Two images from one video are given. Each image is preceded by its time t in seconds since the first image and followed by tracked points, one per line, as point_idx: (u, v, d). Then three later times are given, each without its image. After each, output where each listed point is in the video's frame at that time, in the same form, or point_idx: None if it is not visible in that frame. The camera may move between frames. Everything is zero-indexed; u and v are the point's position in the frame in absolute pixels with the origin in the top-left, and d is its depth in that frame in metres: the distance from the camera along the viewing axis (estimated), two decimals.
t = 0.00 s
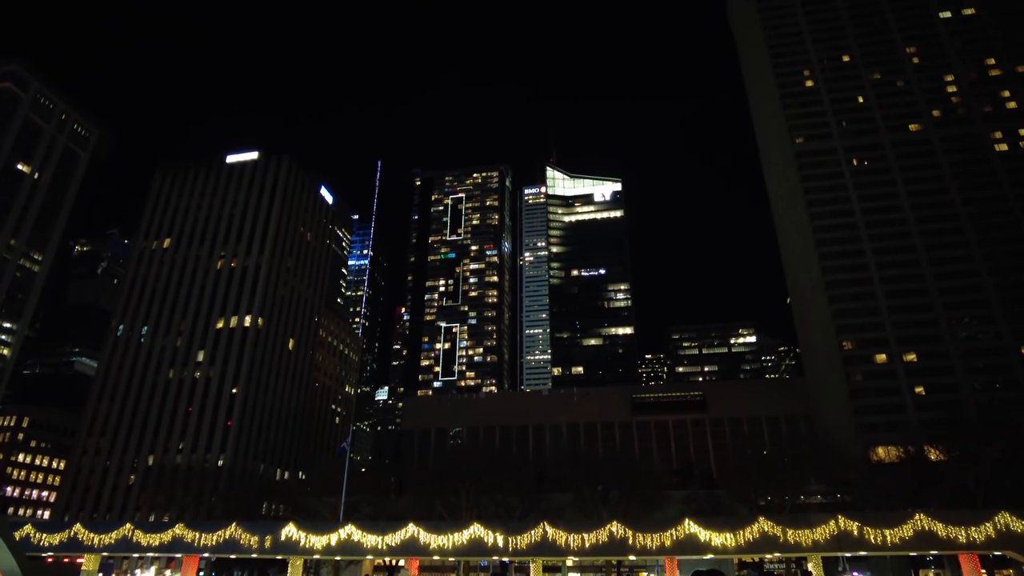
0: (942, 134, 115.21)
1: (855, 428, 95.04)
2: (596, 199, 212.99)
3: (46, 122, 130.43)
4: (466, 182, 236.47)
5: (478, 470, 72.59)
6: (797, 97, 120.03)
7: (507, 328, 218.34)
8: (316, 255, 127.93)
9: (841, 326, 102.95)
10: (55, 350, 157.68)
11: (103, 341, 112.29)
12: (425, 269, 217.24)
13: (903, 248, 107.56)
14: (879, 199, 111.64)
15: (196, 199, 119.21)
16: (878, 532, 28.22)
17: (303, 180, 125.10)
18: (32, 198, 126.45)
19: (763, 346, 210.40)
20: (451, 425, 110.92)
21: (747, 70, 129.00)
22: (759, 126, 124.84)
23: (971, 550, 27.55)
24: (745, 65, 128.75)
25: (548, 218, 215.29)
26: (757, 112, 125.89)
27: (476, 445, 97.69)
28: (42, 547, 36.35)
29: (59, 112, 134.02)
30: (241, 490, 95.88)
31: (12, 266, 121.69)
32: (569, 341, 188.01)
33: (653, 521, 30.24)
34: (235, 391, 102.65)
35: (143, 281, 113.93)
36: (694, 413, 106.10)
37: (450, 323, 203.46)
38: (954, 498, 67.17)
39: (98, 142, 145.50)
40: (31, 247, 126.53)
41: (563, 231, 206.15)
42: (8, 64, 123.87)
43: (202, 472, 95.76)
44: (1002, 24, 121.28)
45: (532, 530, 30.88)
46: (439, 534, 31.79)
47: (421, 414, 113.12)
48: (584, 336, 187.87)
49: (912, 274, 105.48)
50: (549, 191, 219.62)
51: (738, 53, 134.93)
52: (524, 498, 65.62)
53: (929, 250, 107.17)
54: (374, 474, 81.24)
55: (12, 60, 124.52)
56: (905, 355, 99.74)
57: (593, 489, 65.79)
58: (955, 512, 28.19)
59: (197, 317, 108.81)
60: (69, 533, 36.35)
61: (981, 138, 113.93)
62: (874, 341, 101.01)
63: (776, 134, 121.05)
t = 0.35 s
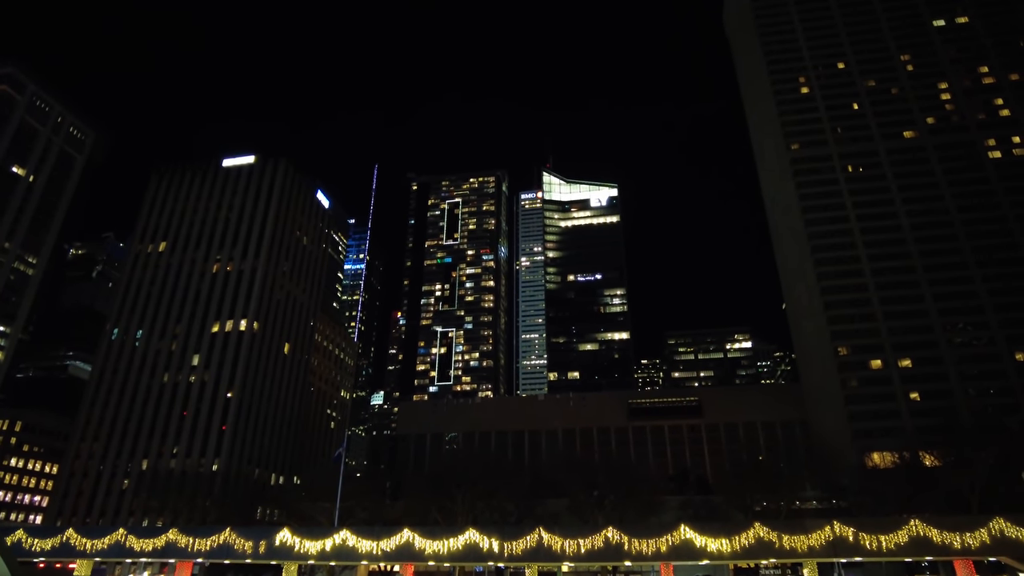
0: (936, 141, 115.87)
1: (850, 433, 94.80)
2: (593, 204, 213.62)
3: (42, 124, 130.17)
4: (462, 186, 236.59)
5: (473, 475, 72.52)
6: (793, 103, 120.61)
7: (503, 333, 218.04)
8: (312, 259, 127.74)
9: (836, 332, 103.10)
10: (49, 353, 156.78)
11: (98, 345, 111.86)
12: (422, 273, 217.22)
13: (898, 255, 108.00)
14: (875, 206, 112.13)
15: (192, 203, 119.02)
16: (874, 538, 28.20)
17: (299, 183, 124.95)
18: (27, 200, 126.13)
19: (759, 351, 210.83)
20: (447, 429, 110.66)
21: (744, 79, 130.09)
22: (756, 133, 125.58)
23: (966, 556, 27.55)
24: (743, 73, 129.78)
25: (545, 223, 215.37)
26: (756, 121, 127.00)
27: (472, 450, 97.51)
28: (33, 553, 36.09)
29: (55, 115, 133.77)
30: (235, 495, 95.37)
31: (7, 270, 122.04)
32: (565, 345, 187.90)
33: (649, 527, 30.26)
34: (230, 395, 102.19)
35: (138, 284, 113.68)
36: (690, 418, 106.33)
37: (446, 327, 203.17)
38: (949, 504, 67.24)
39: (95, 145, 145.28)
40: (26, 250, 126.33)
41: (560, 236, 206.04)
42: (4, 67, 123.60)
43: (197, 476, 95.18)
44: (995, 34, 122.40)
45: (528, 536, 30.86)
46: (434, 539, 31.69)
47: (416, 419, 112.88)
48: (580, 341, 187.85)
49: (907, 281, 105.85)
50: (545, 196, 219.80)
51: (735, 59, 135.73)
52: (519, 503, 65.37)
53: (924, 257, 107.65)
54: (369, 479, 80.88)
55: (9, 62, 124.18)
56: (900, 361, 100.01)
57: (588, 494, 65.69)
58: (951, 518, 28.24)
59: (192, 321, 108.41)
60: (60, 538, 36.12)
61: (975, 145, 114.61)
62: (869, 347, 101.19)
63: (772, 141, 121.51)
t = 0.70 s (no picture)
0: (933, 146, 116.30)
1: (847, 437, 94.78)
2: (590, 207, 213.60)
3: (39, 126, 129.98)
4: (461, 189, 236.69)
5: (470, 478, 72.49)
6: (790, 108, 120.91)
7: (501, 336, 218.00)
8: (309, 262, 127.56)
9: (833, 335, 103.11)
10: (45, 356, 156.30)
11: (94, 347, 111.56)
12: (420, 276, 217.11)
13: (895, 258, 108.25)
14: (872, 210, 112.41)
15: (190, 206, 118.90)
16: (871, 541, 28.20)
17: (297, 186, 124.86)
18: (24, 202, 125.82)
19: (756, 355, 211.05)
20: (444, 433, 110.50)
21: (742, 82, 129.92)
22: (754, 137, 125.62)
23: (964, 560, 27.55)
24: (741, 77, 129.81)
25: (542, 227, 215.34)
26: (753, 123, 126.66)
27: (470, 454, 97.40)
28: (28, 556, 35.86)
29: (53, 117, 133.59)
30: (232, 498, 95.09)
31: (4, 272, 121.79)
32: (562, 348, 187.98)
33: (646, 531, 30.22)
34: (227, 398, 101.97)
35: (135, 287, 113.48)
36: (688, 422, 106.14)
37: (443, 331, 203.05)
38: (945, 507, 67.35)
39: (92, 148, 145.09)
40: (23, 252, 126.09)
41: (558, 239, 206.01)
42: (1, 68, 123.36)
43: (193, 479, 94.84)
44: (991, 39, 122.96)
45: (525, 539, 30.73)
46: (431, 543, 31.66)
47: (414, 422, 112.68)
48: (578, 345, 187.91)
49: (904, 284, 106.02)
50: (543, 199, 219.42)
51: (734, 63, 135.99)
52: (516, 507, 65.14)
53: (921, 260, 107.91)
54: (366, 483, 80.69)
55: (7, 64, 123.99)
56: (897, 365, 100.06)
57: (585, 498, 65.55)
58: (949, 521, 28.20)
59: (189, 323, 108.20)
60: (56, 542, 35.98)
61: (971, 149, 115.12)
62: (867, 350, 101.27)
63: (770, 145, 121.78)
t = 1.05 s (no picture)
0: (932, 148, 116.42)
1: (847, 438, 94.81)
2: (590, 209, 213.64)
3: (39, 127, 130.03)
4: (460, 191, 236.82)
5: (469, 480, 72.52)
6: (790, 109, 121.11)
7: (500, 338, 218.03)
8: (308, 263, 127.44)
9: (832, 337, 103.14)
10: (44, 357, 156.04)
11: (93, 348, 111.46)
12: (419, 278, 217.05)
13: (895, 260, 108.33)
14: (871, 212, 112.58)
15: (188, 207, 118.87)
16: (871, 543, 28.24)
17: (296, 188, 124.88)
18: (23, 203, 125.85)
19: (755, 356, 211.09)
20: (443, 434, 110.39)
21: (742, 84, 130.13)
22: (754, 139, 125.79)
23: (963, 561, 27.56)
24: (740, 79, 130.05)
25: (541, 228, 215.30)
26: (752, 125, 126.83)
27: (468, 455, 97.26)
28: (26, 558, 35.75)
29: (52, 118, 133.64)
30: (231, 500, 94.95)
31: (3, 272, 121.90)
32: (562, 350, 187.80)
33: (646, 532, 30.19)
34: (226, 399, 101.91)
35: (134, 288, 113.41)
36: (687, 424, 105.94)
37: (443, 332, 203.08)
38: (945, 509, 67.39)
39: (91, 148, 145.17)
40: (22, 253, 126.20)
41: (557, 241, 205.83)
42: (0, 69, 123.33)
43: (192, 480, 94.73)
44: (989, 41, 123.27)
45: (524, 541, 30.71)
46: (430, 544, 31.57)
47: (413, 423, 112.61)
48: (577, 346, 187.98)
49: (903, 286, 106.13)
50: (543, 201, 218.63)
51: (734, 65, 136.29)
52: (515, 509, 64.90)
53: (920, 262, 107.98)
54: (365, 485, 80.49)
55: (6, 65, 123.97)
56: (897, 366, 100.09)
57: (585, 499, 65.50)
58: (948, 523, 28.22)
59: (188, 324, 108.15)
60: (55, 543, 35.95)
61: (970, 151, 115.27)
62: (866, 352, 101.29)
63: (769, 147, 121.97)
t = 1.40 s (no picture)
0: (932, 148, 116.40)
1: (847, 438, 94.82)
2: (590, 209, 213.68)
3: (39, 127, 130.06)
4: (460, 191, 236.87)
5: (469, 480, 72.56)
6: (790, 110, 121.13)
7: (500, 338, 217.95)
8: (308, 263, 127.45)
9: (832, 337, 103.16)
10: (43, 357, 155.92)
11: (93, 348, 111.47)
12: (419, 278, 217.00)
13: (895, 261, 108.32)
14: (871, 212, 112.62)
15: (188, 207, 118.89)
16: (871, 543, 28.24)
17: (296, 188, 124.90)
18: (23, 203, 125.83)
19: (755, 357, 210.96)
20: (443, 435, 110.30)
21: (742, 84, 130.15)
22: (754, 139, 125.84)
23: (963, 562, 27.56)
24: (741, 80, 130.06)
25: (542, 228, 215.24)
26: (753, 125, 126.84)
27: (468, 456, 97.18)
28: (26, 558, 35.76)
29: (52, 118, 133.75)
30: (231, 499, 94.97)
31: (3, 273, 121.91)
32: (562, 350, 187.72)
33: (646, 533, 30.15)
34: (226, 400, 101.89)
35: (134, 288, 113.44)
36: (686, 424, 105.84)
37: (443, 332, 203.02)
38: (945, 509, 67.39)
39: (91, 148, 145.19)
40: (22, 253, 126.17)
41: (557, 241, 205.91)
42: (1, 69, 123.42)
43: (192, 480, 94.68)
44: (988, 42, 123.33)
45: (524, 542, 30.68)
46: (430, 544, 31.54)
47: (413, 423, 112.57)
48: (577, 346, 187.96)
49: (903, 287, 106.17)
50: (543, 201, 218.78)
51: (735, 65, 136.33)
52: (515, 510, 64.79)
53: (920, 263, 107.97)
54: (365, 485, 80.47)
55: (6, 66, 124.06)
56: (897, 367, 100.14)
57: (585, 500, 65.53)
58: (949, 523, 28.25)
59: (188, 324, 108.16)
60: (55, 543, 35.93)
61: (970, 152, 115.26)
62: (865, 352, 101.28)
63: (769, 147, 121.97)
